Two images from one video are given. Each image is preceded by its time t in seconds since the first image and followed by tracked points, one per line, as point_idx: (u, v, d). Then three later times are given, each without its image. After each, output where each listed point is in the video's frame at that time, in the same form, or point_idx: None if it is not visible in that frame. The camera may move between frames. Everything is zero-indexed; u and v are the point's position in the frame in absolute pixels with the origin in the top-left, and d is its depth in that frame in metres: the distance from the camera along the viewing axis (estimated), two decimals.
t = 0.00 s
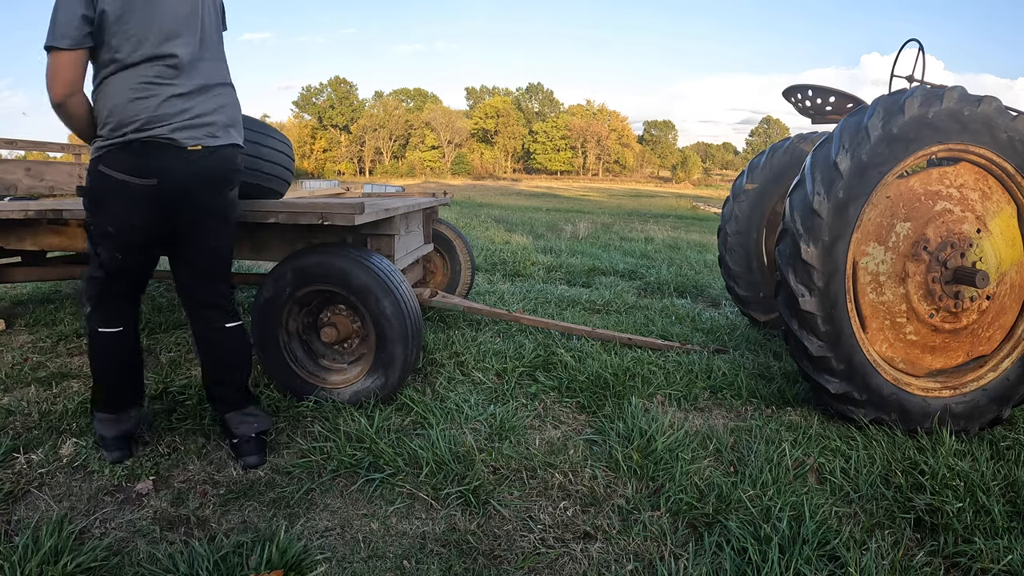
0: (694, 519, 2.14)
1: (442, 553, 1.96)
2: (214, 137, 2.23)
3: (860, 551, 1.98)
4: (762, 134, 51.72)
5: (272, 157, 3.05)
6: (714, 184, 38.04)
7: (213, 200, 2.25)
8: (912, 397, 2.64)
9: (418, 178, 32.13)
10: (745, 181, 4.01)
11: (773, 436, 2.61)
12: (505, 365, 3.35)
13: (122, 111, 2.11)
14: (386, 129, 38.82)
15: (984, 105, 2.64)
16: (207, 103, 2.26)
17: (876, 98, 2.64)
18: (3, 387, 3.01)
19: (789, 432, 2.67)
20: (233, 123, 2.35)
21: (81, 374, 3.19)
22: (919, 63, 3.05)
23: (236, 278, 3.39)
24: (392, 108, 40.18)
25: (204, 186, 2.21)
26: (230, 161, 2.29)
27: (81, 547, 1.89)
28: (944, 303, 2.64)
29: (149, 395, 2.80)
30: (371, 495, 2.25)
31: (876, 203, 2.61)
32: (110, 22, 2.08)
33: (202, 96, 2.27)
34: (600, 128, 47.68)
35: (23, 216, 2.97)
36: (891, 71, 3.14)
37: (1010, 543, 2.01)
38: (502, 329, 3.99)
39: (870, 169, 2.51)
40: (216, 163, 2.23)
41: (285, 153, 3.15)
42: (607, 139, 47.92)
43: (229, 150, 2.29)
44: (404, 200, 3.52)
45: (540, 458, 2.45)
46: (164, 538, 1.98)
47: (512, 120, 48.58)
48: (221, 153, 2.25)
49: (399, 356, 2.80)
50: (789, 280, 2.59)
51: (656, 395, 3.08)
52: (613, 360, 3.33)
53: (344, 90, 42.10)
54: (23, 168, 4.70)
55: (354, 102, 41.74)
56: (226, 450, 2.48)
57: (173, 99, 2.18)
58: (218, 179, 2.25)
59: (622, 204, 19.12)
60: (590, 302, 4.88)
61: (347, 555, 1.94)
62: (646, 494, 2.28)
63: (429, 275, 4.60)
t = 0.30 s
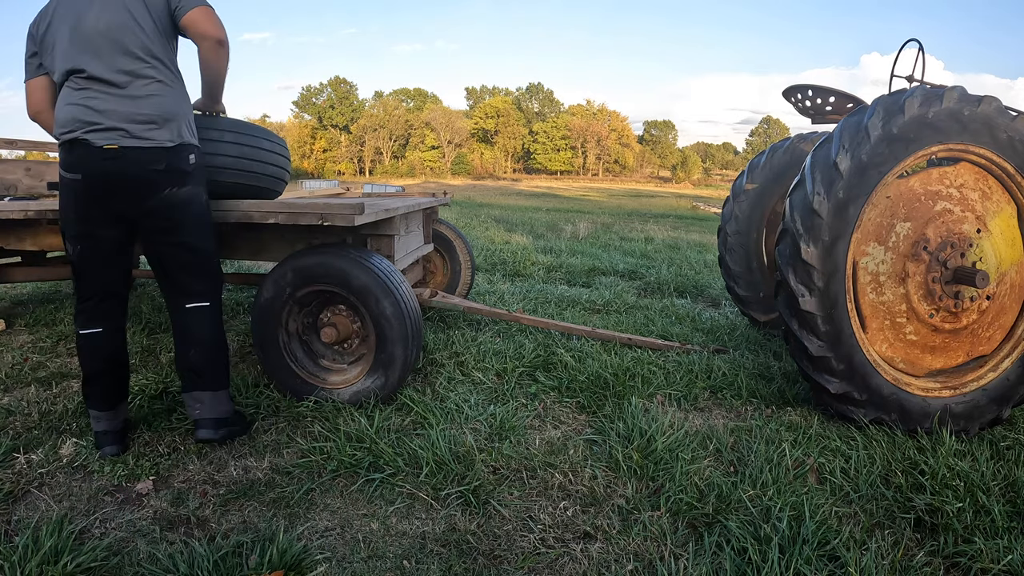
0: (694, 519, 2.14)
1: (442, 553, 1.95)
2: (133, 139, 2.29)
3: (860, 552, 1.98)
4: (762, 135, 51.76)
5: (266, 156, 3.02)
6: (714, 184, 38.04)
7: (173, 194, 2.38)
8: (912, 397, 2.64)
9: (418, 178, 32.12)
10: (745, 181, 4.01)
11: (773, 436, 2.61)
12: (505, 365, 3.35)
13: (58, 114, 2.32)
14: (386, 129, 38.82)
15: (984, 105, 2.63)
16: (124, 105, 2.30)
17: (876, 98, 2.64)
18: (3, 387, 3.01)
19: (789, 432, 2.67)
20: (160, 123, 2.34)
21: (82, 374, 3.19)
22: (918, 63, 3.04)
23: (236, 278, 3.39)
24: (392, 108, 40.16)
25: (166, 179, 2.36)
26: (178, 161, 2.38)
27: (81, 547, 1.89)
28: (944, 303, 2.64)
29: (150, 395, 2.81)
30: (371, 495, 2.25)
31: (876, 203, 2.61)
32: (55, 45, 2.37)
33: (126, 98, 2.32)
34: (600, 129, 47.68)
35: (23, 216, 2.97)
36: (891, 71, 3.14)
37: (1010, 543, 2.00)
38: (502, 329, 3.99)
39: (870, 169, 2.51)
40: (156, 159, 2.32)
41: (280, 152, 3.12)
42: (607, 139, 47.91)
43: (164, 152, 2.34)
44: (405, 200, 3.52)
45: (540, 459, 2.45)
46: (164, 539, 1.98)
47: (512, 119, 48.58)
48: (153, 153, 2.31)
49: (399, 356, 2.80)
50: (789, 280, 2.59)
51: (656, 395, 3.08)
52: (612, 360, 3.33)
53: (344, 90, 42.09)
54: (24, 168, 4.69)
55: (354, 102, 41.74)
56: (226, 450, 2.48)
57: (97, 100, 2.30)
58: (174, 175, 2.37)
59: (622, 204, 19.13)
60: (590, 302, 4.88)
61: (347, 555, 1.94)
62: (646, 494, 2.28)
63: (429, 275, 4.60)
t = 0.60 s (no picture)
0: (694, 519, 2.14)
1: (442, 553, 1.96)
2: (117, 139, 2.31)
3: (860, 551, 1.98)
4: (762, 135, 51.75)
5: (273, 163, 3.05)
6: (714, 185, 38.03)
7: (158, 191, 2.37)
8: (912, 397, 2.64)
9: (418, 178, 32.12)
10: (745, 181, 4.01)
11: (773, 436, 2.61)
12: (505, 365, 3.35)
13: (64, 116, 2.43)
14: (385, 129, 38.81)
15: (984, 105, 2.63)
16: (114, 108, 2.34)
17: (876, 98, 2.64)
18: (3, 387, 3.01)
19: (788, 432, 2.67)
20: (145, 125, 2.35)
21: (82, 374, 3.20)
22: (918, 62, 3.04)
23: (236, 278, 3.39)
24: (392, 108, 40.16)
25: (149, 176, 2.35)
26: (163, 160, 2.37)
27: (81, 546, 1.89)
28: (944, 303, 2.64)
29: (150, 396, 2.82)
30: (371, 495, 2.25)
31: (876, 203, 2.61)
32: (66, 52, 2.48)
33: (117, 100, 2.36)
34: (600, 129, 47.67)
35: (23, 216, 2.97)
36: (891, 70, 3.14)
37: (1010, 543, 2.00)
38: (502, 329, 4.00)
39: (870, 169, 2.51)
40: (141, 157, 2.33)
41: (288, 157, 3.13)
42: (607, 139, 47.90)
43: (148, 151, 2.34)
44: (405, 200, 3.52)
45: (540, 458, 2.45)
46: (164, 538, 1.98)
47: (512, 120, 48.59)
48: (137, 152, 2.32)
49: (399, 356, 2.80)
50: (789, 280, 2.60)
51: (656, 395, 3.08)
52: (612, 360, 3.33)
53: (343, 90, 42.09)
54: (24, 168, 4.70)
55: (353, 102, 41.75)
56: (226, 450, 2.48)
57: (90, 102, 2.36)
58: (158, 173, 2.37)
59: (622, 204, 19.13)
60: (590, 302, 4.88)
61: (347, 555, 1.94)
62: (646, 494, 2.28)
63: (429, 275, 4.60)
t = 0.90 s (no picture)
0: (694, 519, 2.14)
1: (442, 553, 1.96)
2: (134, 146, 2.35)
3: (860, 551, 1.98)
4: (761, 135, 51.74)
5: (281, 170, 3.17)
6: (714, 185, 38.02)
7: (171, 195, 2.40)
8: (912, 398, 2.64)
9: (418, 178, 32.12)
10: (745, 181, 4.01)
11: (773, 436, 2.61)
12: (505, 365, 3.35)
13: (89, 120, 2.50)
14: (385, 129, 38.81)
15: (984, 105, 2.63)
16: (132, 116, 2.38)
17: (876, 98, 2.64)
18: (3, 387, 3.01)
19: (788, 432, 2.67)
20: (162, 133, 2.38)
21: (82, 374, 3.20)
22: (918, 62, 3.04)
23: (235, 278, 3.39)
24: (392, 108, 40.16)
25: (160, 180, 2.37)
26: (176, 165, 2.40)
27: (81, 546, 1.89)
28: (944, 303, 2.64)
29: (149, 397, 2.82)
30: (371, 495, 2.25)
31: (876, 203, 2.61)
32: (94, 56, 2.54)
33: (137, 107, 2.41)
34: (600, 129, 47.66)
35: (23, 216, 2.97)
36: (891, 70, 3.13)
37: (1010, 543, 2.00)
38: (502, 329, 4.00)
39: (870, 169, 2.51)
40: (154, 161, 2.35)
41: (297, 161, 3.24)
42: (607, 139, 47.89)
43: (161, 155, 2.36)
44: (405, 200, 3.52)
45: (540, 458, 2.45)
46: (164, 538, 1.98)
47: (512, 119, 48.59)
48: (151, 157, 2.35)
49: (399, 356, 2.80)
50: (789, 280, 2.60)
51: (656, 395, 3.08)
52: (613, 360, 3.33)
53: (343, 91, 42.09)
54: (23, 168, 4.70)
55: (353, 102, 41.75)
56: (226, 450, 2.48)
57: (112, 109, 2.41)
58: (171, 176, 2.38)
59: (622, 204, 19.13)
60: (590, 302, 4.88)
61: (347, 555, 1.94)
62: (646, 494, 2.28)
63: (429, 275, 4.60)
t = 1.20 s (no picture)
0: (694, 519, 2.14)
1: (442, 553, 1.96)
2: (97, 144, 2.38)
3: (860, 551, 1.98)
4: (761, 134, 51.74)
5: (287, 172, 3.19)
6: (714, 185, 38.01)
7: (136, 194, 2.39)
8: (912, 398, 2.64)
9: (418, 178, 32.11)
10: (745, 181, 4.01)
11: (773, 436, 2.61)
12: (505, 365, 3.35)
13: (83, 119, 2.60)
14: (385, 129, 38.80)
15: (984, 105, 2.63)
16: (101, 114, 2.41)
17: (876, 98, 2.64)
18: (3, 387, 3.01)
19: (789, 432, 2.67)
20: (124, 128, 2.37)
21: (82, 374, 3.20)
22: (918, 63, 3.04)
23: (236, 278, 3.39)
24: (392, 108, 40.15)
25: (123, 179, 2.38)
26: (137, 164, 2.38)
27: (81, 546, 1.89)
28: (944, 303, 2.64)
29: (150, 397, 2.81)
30: (371, 495, 2.25)
31: (876, 203, 2.61)
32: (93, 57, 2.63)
33: (108, 105, 2.43)
34: (600, 129, 47.66)
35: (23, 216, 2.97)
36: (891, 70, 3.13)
37: (1010, 543, 2.00)
38: (502, 329, 4.00)
39: (870, 169, 2.51)
40: (114, 161, 2.36)
41: (304, 165, 3.27)
42: (607, 139, 47.87)
43: (120, 154, 2.36)
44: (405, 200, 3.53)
45: (540, 459, 2.45)
46: (164, 538, 1.98)
47: (512, 119, 48.60)
48: (111, 156, 2.36)
49: (399, 356, 2.80)
50: (789, 280, 2.60)
51: (656, 395, 3.08)
52: (612, 360, 3.33)
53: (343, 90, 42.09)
54: (23, 168, 4.70)
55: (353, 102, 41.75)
56: (226, 450, 2.48)
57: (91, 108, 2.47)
58: (132, 176, 2.38)
59: (621, 204, 19.13)
60: (590, 302, 4.88)
61: (347, 555, 1.94)
62: (646, 494, 2.28)
63: (429, 275, 4.60)
